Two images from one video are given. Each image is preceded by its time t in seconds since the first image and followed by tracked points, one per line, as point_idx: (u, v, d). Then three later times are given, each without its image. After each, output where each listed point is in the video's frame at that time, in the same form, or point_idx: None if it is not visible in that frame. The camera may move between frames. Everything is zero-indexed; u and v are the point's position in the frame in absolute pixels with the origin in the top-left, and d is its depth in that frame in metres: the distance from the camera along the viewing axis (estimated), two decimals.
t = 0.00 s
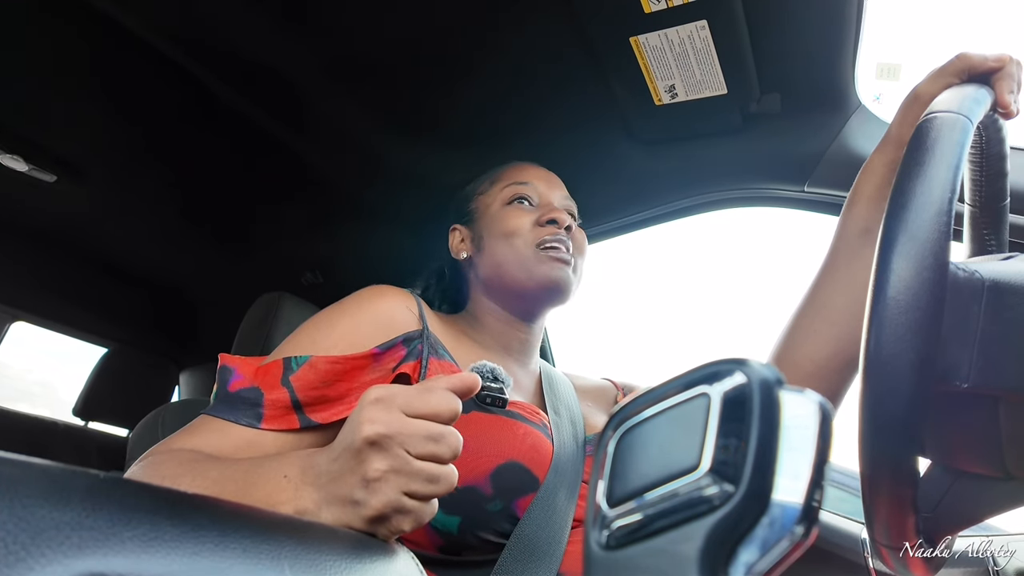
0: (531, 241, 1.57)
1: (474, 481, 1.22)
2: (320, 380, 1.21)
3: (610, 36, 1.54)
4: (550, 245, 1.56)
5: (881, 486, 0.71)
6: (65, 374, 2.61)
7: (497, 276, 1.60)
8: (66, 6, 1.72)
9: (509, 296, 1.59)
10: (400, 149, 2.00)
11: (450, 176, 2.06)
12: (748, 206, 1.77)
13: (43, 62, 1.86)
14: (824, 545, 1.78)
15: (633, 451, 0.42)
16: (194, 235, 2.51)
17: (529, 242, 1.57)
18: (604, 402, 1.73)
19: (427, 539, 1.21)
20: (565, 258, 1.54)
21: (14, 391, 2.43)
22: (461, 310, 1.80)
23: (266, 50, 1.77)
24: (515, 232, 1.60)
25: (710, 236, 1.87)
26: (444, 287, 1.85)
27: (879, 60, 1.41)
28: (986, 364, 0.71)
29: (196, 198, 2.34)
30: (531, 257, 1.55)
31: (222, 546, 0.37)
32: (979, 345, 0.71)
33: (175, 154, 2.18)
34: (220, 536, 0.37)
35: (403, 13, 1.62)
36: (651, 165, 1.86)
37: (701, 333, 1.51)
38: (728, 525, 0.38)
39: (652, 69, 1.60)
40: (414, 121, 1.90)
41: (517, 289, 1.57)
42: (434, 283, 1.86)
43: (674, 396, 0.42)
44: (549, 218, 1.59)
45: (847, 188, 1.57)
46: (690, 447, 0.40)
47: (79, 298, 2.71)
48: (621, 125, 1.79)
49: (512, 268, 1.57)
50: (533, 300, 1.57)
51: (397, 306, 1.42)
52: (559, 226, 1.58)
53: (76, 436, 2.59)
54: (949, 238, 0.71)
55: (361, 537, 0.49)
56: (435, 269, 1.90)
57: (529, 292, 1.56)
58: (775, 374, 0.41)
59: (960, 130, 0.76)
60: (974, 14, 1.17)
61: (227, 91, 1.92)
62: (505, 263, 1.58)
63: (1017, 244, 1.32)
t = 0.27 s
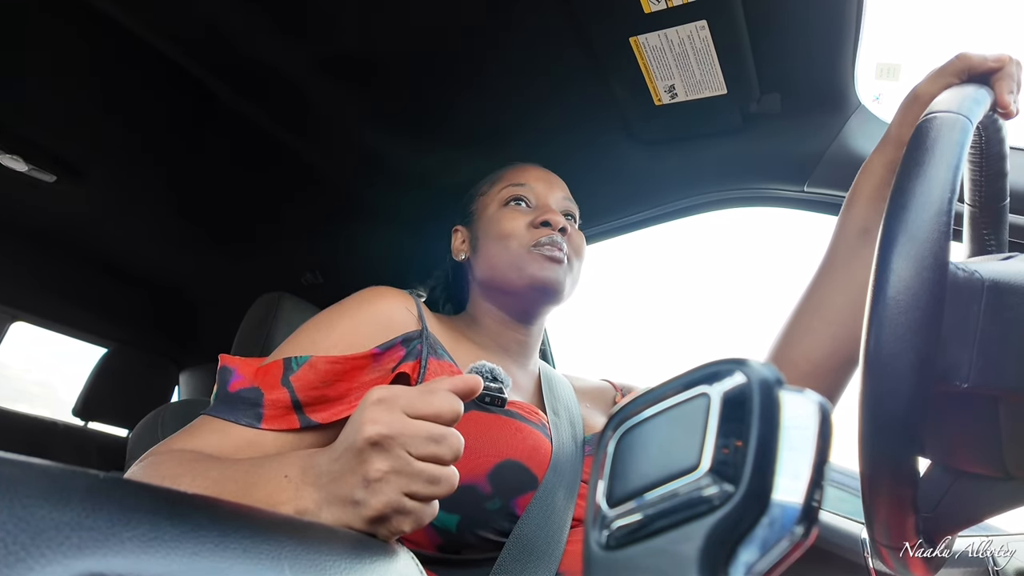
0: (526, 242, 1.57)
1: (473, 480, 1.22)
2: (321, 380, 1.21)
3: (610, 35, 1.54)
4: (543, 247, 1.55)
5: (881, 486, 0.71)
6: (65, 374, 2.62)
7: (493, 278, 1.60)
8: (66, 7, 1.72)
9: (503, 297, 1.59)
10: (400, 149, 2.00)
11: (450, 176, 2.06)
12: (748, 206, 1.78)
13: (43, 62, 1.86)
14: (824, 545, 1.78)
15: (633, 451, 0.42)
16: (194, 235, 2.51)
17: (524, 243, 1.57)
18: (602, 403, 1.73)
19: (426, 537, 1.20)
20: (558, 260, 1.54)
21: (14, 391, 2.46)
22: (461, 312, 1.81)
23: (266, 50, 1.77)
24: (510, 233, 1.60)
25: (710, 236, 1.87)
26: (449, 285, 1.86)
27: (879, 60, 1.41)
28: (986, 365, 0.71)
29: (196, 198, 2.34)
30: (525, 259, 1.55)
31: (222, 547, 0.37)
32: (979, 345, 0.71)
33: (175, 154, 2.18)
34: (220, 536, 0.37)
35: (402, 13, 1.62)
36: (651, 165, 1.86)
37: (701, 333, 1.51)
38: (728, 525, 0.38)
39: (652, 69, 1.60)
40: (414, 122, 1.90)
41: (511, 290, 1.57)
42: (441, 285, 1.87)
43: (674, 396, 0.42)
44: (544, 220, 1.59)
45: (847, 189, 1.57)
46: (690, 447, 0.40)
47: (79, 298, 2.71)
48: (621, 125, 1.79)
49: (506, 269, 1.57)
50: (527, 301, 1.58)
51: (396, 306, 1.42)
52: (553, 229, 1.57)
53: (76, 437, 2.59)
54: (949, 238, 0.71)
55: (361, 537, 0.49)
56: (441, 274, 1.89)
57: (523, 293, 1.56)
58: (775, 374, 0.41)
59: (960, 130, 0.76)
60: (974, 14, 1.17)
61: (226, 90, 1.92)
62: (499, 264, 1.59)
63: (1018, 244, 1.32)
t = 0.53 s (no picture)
0: (531, 243, 1.56)
1: (472, 479, 1.21)
2: (321, 381, 1.21)
3: (610, 36, 1.54)
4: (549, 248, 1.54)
5: (880, 486, 0.71)
6: (64, 374, 2.62)
7: (497, 277, 1.60)
8: (66, 7, 1.72)
9: (507, 296, 1.59)
10: (400, 149, 2.00)
11: (450, 176, 2.06)
12: (748, 206, 1.78)
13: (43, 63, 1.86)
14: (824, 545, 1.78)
15: (633, 451, 0.42)
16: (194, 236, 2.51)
17: (529, 244, 1.56)
18: (597, 404, 1.73)
19: (425, 536, 1.20)
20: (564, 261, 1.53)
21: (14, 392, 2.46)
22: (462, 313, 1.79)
23: (265, 51, 1.77)
24: (515, 233, 1.59)
25: (710, 236, 1.87)
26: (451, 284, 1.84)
27: (878, 60, 1.41)
28: (985, 365, 0.71)
29: (196, 198, 2.34)
30: (529, 260, 1.54)
31: (222, 547, 0.37)
32: (978, 345, 0.71)
33: (174, 154, 2.18)
34: (219, 536, 0.37)
35: (402, 13, 1.62)
36: (651, 165, 1.86)
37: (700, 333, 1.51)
38: (728, 525, 0.38)
39: (652, 70, 1.60)
40: (415, 122, 1.90)
41: (515, 290, 1.57)
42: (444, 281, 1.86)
43: (674, 395, 0.42)
44: (550, 221, 1.57)
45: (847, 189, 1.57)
46: (690, 447, 0.40)
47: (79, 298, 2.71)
48: (620, 124, 1.79)
49: (510, 269, 1.56)
50: (531, 301, 1.57)
51: (395, 307, 1.42)
52: (559, 230, 1.56)
53: (76, 437, 2.59)
54: (949, 238, 0.71)
55: (362, 537, 0.49)
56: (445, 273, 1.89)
57: (528, 293, 1.56)
58: (775, 374, 0.41)
59: (959, 130, 0.76)
60: (973, 15, 1.17)
61: (226, 90, 1.92)
62: (503, 264, 1.58)
63: (1017, 244, 1.33)
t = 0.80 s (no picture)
0: (536, 243, 1.56)
1: (473, 479, 1.21)
2: (321, 381, 1.21)
3: (610, 36, 1.54)
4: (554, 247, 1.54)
5: (880, 486, 0.71)
6: (63, 373, 2.63)
7: (500, 277, 1.59)
8: (66, 6, 1.72)
9: (510, 296, 1.59)
10: (400, 149, 2.00)
11: (450, 176, 2.06)
12: (748, 206, 1.78)
13: (43, 63, 1.86)
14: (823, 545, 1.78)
15: (632, 451, 0.42)
16: (194, 236, 2.51)
17: (534, 244, 1.56)
18: (597, 404, 1.73)
19: (426, 537, 1.20)
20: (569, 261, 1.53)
21: (13, 391, 2.46)
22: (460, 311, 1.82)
23: (265, 51, 1.77)
24: (520, 233, 1.59)
25: (709, 236, 1.87)
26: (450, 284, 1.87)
27: (878, 60, 1.41)
28: (985, 365, 0.71)
29: (196, 198, 2.34)
30: (535, 260, 1.54)
31: (222, 547, 0.37)
32: (978, 345, 0.71)
33: (174, 154, 2.18)
34: (219, 536, 0.37)
35: (402, 13, 1.62)
36: (650, 165, 1.86)
37: (700, 333, 1.51)
38: (728, 525, 0.38)
39: (652, 70, 1.60)
40: (415, 123, 1.91)
41: (519, 290, 1.56)
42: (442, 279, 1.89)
43: (675, 395, 0.42)
44: (556, 221, 1.57)
45: (847, 188, 1.57)
46: (690, 447, 0.40)
47: (79, 298, 2.71)
48: (620, 124, 1.79)
49: (515, 268, 1.56)
50: (535, 301, 1.57)
51: (395, 307, 1.42)
52: (565, 230, 1.57)
53: (75, 436, 2.62)
54: (949, 238, 0.71)
55: (362, 538, 0.49)
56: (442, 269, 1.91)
57: (532, 292, 1.56)
58: (775, 374, 0.41)
59: (959, 130, 0.76)
60: (973, 15, 1.17)
61: (226, 90, 1.92)
62: (508, 264, 1.58)
63: (1017, 244, 1.33)
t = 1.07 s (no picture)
0: (539, 237, 1.57)
1: (474, 481, 1.21)
2: (320, 381, 1.21)
3: (610, 35, 1.54)
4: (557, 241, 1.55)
5: (880, 487, 0.71)
6: (64, 374, 2.62)
7: (502, 272, 1.60)
8: (66, 6, 1.72)
9: (512, 293, 1.59)
10: (400, 149, 2.00)
11: (450, 176, 2.06)
12: (748, 206, 1.78)
13: (43, 63, 1.86)
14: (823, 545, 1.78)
15: (632, 451, 0.42)
16: (194, 236, 2.51)
17: (537, 239, 1.57)
18: (601, 401, 1.73)
19: (426, 539, 1.20)
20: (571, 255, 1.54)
21: (13, 391, 2.47)
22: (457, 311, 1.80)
23: (265, 51, 1.77)
24: (523, 228, 1.59)
25: (709, 236, 1.87)
26: (444, 285, 1.86)
27: (878, 60, 1.41)
28: (986, 365, 0.71)
29: (196, 198, 2.34)
30: (538, 255, 1.55)
31: (222, 547, 0.37)
32: (978, 345, 0.71)
33: (174, 154, 2.18)
34: (219, 536, 0.37)
35: (402, 13, 1.62)
36: (650, 165, 1.86)
37: (700, 333, 1.51)
38: (728, 526, 0.38)
39: (652, 69, 1.60)
40: (415, 124, 1.91)
41: (522, 286, 1.56)
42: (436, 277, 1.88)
43: (675, 395, 0.42)
44: (559, 215, 1.59)
45: (847, 188, 1.57)
46: (690, 447, 0.40)
47: (79, 298, 2.71)
48: (620, 124, 1.79)
49: (518, 264, 1.56)
50: (537, 297, 1.57)
51: (395, 306, 1.42)
52: (568, 224, 1.58)
53: (75, 436, 2.60)
54: (949, 238, 0.71)
55: (362, 538, 0.49)
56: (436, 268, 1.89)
57: (533, 288, 1.56)
58: (775, 374, 0.41)
59: (959, 130, 0.76)
60: (973, 15, 1.17)
61: (226, 90, 1.92)
62: (510, 260, 1.58)
63: (1017, 244, 1.33)
